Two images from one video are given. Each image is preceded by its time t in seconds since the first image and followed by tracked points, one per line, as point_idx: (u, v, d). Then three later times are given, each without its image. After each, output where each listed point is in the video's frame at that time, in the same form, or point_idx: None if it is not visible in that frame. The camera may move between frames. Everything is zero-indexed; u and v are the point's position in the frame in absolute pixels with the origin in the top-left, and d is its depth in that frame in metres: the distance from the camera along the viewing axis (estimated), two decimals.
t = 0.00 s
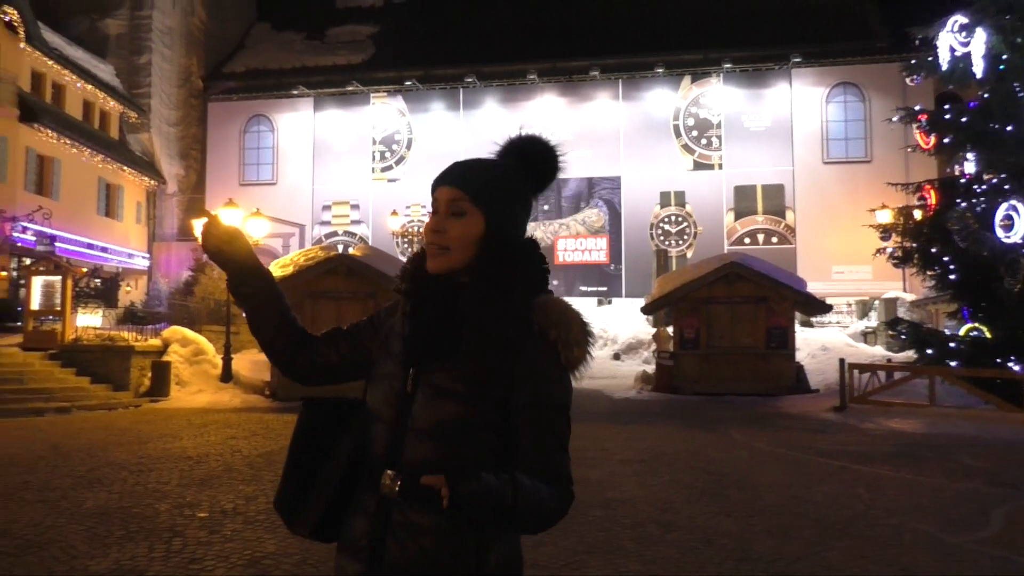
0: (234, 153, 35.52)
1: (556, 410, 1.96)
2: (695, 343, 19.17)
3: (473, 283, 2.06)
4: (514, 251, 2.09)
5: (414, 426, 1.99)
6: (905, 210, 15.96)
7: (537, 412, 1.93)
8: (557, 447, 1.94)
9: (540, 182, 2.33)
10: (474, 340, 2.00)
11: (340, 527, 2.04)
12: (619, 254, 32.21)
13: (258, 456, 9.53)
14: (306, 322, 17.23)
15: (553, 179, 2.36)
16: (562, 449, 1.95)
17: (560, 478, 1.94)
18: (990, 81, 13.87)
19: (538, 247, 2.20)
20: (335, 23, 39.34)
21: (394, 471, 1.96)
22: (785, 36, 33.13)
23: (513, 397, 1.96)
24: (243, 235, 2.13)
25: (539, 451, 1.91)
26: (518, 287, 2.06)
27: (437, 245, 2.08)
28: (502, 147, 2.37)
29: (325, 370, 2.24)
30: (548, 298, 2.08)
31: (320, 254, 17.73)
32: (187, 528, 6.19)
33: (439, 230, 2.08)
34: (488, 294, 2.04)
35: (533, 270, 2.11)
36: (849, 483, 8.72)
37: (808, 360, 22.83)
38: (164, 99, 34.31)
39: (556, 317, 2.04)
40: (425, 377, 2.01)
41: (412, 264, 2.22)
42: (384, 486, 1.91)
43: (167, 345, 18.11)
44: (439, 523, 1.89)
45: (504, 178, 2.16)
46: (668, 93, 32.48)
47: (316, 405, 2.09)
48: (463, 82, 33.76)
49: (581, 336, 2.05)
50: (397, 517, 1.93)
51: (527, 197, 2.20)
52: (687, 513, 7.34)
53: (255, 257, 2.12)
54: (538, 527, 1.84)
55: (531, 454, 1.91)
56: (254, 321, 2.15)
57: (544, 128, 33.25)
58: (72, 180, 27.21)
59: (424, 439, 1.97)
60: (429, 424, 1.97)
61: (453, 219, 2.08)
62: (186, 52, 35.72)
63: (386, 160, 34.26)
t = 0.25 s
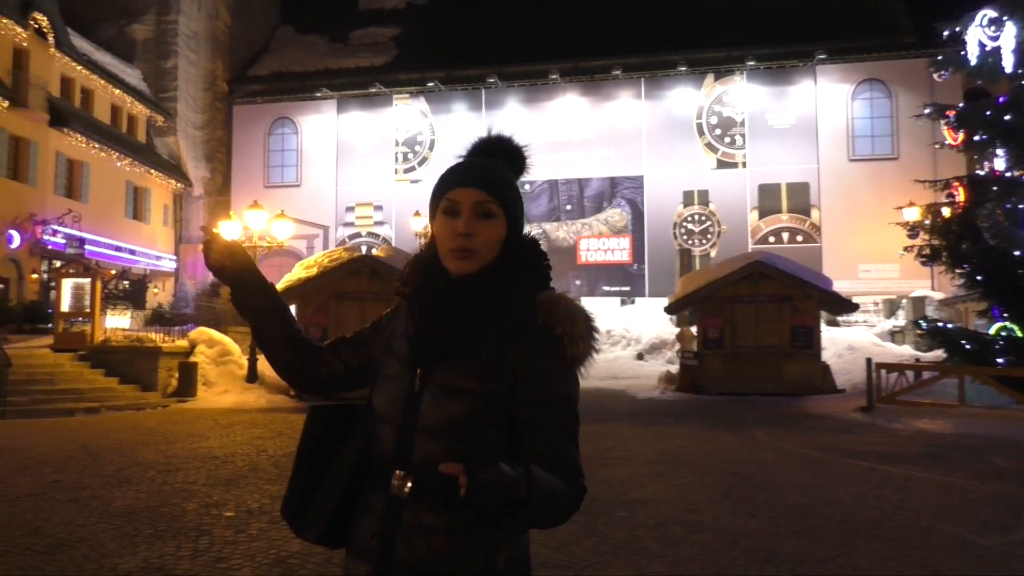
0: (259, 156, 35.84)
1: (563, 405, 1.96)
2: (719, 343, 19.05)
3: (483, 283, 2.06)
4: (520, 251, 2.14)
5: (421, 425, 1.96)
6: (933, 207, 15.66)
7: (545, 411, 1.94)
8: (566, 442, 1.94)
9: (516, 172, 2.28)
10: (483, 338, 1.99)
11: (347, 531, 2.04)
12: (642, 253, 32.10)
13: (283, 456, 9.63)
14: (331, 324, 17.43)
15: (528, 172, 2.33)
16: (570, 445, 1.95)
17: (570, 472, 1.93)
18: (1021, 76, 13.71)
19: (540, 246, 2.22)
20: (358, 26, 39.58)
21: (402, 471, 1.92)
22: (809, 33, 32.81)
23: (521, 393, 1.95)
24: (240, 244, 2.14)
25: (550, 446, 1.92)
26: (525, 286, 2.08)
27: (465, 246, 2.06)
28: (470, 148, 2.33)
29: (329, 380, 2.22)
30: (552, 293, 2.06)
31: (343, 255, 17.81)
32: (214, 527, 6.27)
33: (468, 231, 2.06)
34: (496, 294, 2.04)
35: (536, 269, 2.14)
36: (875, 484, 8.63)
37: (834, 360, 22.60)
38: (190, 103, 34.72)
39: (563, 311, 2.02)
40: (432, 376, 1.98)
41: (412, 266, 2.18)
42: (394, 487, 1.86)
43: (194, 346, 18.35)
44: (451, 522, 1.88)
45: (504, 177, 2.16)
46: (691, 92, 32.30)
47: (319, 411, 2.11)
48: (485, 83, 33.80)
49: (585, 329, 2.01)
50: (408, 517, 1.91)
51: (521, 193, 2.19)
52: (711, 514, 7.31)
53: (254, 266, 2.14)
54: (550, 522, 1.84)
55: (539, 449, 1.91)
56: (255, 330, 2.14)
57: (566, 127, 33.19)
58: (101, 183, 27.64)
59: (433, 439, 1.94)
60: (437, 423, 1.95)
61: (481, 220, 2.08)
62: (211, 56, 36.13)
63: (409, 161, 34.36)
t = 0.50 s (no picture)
0: (279, 158, 35.99)
1: (580, 403, 1.94)
2: (739, 342, 18.91)
3: (494, 284, 2.06)
4: (531, 249, 2.13)
5: (436, 426, 1.97)
6: (958, 203, 15.35)
7: (564, 406, 1.92)
8: (585, 439, 1.92)
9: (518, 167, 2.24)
10: (497, 339, 1.99)
11: (364, 535, 2.02)
12: (661, 253, 31.96)
13: (304, 456, 9.69)
14: (352, 325, 17.53)
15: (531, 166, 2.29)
16: (588, 441, 1.93)
17: (590, 470, 1.91)
18: None
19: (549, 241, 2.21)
20: (376, 27, 39.74)
21: (420, 474, 1.98)
22: (830, 29, 32.53)
23: (537, 390, 1.94)
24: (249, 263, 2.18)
25: (569, 444, 1.90)
26: (537, 283, 2.07)
27: (477, 246, 2.05)
28: (466, 144, 2.28)
29: (340, 386, 2.22)
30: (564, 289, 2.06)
31: (363, 256, 17.81)
32: (237, 527, 6.33)
33: (478, 231, 2.05)
34: (507, 295, 2.03)
35: (545, 265, 2.12)
36: (900, 484, 8.53)
37: (857, 359, 22.36)
38: (211, 106, 35.05)
39: (576, 306, 2.01)
40: (446, 379, 2.00)
41: (420, 269, 2.18)
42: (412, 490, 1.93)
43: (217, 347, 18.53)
44: (470, 523, 1.89)
45: (508, 171, 2.16)
46: (710, 90, 32.11)
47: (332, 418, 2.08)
48: (503, 83, 33.82)
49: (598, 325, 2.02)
50: (427, 521, 1.93)
51: (527, 189, 2.19)
52: (733, 514, 7.26)
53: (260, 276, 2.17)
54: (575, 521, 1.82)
55: (556, 447, 1.90)
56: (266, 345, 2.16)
57: (585, 127, 33.12)
58: (124, 187, 27.97)
59: (447, 440, 1.95)
60: (451, 424, 1.96)
61: (489, 218, 2.08)
62: (232, 60, 36.43)
63: (428, 162, 34.42)
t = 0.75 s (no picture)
0: (299, 159, 36.16)
1: (601, 402, 1.97)
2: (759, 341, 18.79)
3: (512, 283, 2.06)
4: (550, 246, 2.14)
5: (454, 426, 1.97)
6: (982, 200, 15.15)
7: (585, 404, 1.94)
8: (608, 438, 1.94)
9: (532, 159, 2.24)
10: (517, 340, 2.00)
11: (382, 535, 2.02)
12: (680, 251, 31.82)
13: (323, 456, 9.75)
14: (371, 325, 17.60)
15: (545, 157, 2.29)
16: (610, 440, 1.95)
17: (613, 468, 1.93)
18: None
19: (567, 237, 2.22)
20: (394, 28, 39.86)
21: (438, 474, 1.97)
22: (850, 25, 32.24)
23: (558, 390, 1.96)
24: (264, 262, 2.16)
25: (591, 444, 1.91)
26: (558, 282, 2.09)
27: (492, 247, 2.05)
28: (479, 136, 2.27)
29: (356, 386, 2.21)
30: (584, 289, 2.09)
31: (382, 257, 17.87)
32: (257, 526, 6.38)
33: (493, 231, 2.05)
34: (526, 296, 2.04)
35: (564, 263, 2.13)
36: (922, 484, 8.45)
37: (879, 358, 22.14)
38: (230, 108, 35.34)
39: (597, 306, 2.05)
40: (464, 380, 2.01)
41: (436, 267, 2.18)
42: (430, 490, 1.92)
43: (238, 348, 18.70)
44: (490, 525, 1.89)
45: (522, 164, 2.15)
46: (729, 87, 31.94)
47: (350, 417, 2.06)
48: (521, 83, 33.82)
49: (616, 323, 2.05)
50: (446, 522, 1.93)
51: (542, 185, 2.19)
52: (753, 514, 7.23)
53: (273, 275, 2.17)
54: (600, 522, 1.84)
55: (578, 448, 1.92)
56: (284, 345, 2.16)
57: (603, 126, 33.04)
58: (145, 189, 28.30)
59: (467, 440, 1.95)
60: (469, 424, 1.96)
61: (504, 218, 2.08)
62: (251, 62, 36.70)
63: (446, 162, 34.45)
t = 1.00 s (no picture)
0: (317, 160, 36.27)
1: (624, 402, 1.96)
2: (780, 340, 18.65)
3: (531, 283, 2.06)
4: (569, 243, 2.13)
5: (474, 428, 1.97)
6: (1005, 197, 14.95)
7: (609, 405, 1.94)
8: (631, 439, 1.93)
9: (549, 150, 2.23)
10: (538, 338, 2.00)
11: (402, 535, 2.02)
12: (699, 250, 31.63)
13: (343, 454, 9.81)
14: (389, 324, 17.64)
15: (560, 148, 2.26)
16: (633, 440, 1.94)
17: (637, 468, 1.91)
18: None
19: (586, 233, 2.21)
20: (412, 28, 39.96)
21: (459, 474, 1.96)
22: (871, 21, 31.93)
23: (580, 389, 1.96)
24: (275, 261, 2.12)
25: (614, 443, 1.91)
26: (579, 280, 2.08)
27: (511, 248, 2.04)
28: (494, 128, 2.26)
29: (373, 385, 2.20)
30: (606, 286, 2.07)
31: (401, 256, 17.92)
32: (277, 525, 6.41)
33: (512, 232, 2.05)
34: (547, 297, 2.04)
35: (584, 259, 2.12)
36: (946, 485, 8.33)
37: (901, 357, 21.91)
38: (250, 109, 35.62)
39: (619, 304, 2.03)
40: (484, 381, 2.00)
41: (454, 266, 2.18)
42: (451, 490, 1.94)
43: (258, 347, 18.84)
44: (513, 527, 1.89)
45: (539, 158, 2.14)
46: (748, 85, 31.74)
47: (366, 417, 2.04)
48: (538, 82, 33.80)
49: (639, 320, 2.04)
50: (468, 523, 1.93)
51: (560, 179, 2.18)
52: (773, 514, 7.16)
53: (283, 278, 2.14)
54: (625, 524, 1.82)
55: (601, 448, 1.91)
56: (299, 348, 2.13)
57: (621, 124, 32.92)
58: (166, 190, 28.58)
59: (487, 440, 1.95)
60: (488, 424, 1.96)
61: (522, 217, 2.07)
62: (270, 63, 36.91)
63: (464, 161, 34.49)
